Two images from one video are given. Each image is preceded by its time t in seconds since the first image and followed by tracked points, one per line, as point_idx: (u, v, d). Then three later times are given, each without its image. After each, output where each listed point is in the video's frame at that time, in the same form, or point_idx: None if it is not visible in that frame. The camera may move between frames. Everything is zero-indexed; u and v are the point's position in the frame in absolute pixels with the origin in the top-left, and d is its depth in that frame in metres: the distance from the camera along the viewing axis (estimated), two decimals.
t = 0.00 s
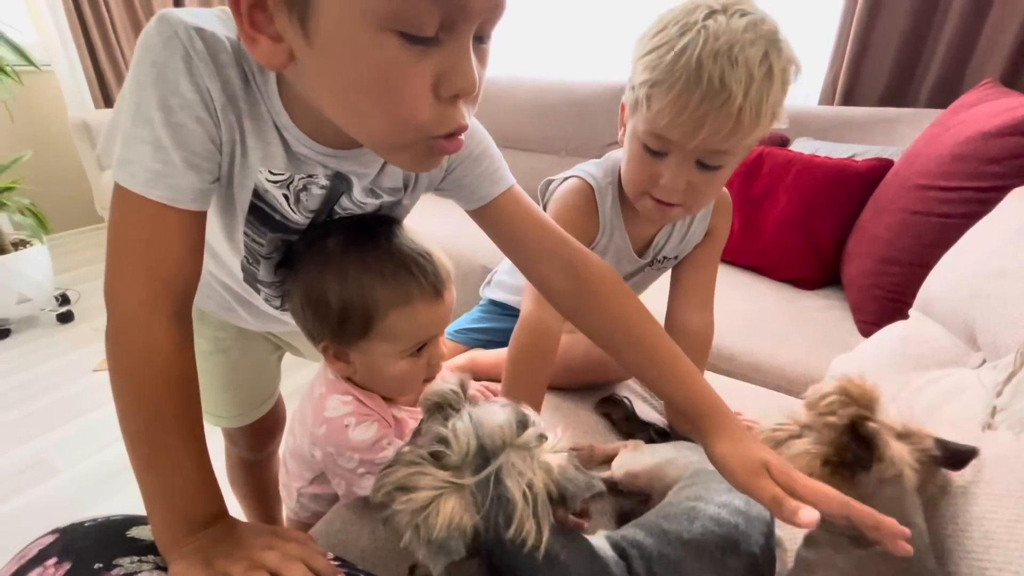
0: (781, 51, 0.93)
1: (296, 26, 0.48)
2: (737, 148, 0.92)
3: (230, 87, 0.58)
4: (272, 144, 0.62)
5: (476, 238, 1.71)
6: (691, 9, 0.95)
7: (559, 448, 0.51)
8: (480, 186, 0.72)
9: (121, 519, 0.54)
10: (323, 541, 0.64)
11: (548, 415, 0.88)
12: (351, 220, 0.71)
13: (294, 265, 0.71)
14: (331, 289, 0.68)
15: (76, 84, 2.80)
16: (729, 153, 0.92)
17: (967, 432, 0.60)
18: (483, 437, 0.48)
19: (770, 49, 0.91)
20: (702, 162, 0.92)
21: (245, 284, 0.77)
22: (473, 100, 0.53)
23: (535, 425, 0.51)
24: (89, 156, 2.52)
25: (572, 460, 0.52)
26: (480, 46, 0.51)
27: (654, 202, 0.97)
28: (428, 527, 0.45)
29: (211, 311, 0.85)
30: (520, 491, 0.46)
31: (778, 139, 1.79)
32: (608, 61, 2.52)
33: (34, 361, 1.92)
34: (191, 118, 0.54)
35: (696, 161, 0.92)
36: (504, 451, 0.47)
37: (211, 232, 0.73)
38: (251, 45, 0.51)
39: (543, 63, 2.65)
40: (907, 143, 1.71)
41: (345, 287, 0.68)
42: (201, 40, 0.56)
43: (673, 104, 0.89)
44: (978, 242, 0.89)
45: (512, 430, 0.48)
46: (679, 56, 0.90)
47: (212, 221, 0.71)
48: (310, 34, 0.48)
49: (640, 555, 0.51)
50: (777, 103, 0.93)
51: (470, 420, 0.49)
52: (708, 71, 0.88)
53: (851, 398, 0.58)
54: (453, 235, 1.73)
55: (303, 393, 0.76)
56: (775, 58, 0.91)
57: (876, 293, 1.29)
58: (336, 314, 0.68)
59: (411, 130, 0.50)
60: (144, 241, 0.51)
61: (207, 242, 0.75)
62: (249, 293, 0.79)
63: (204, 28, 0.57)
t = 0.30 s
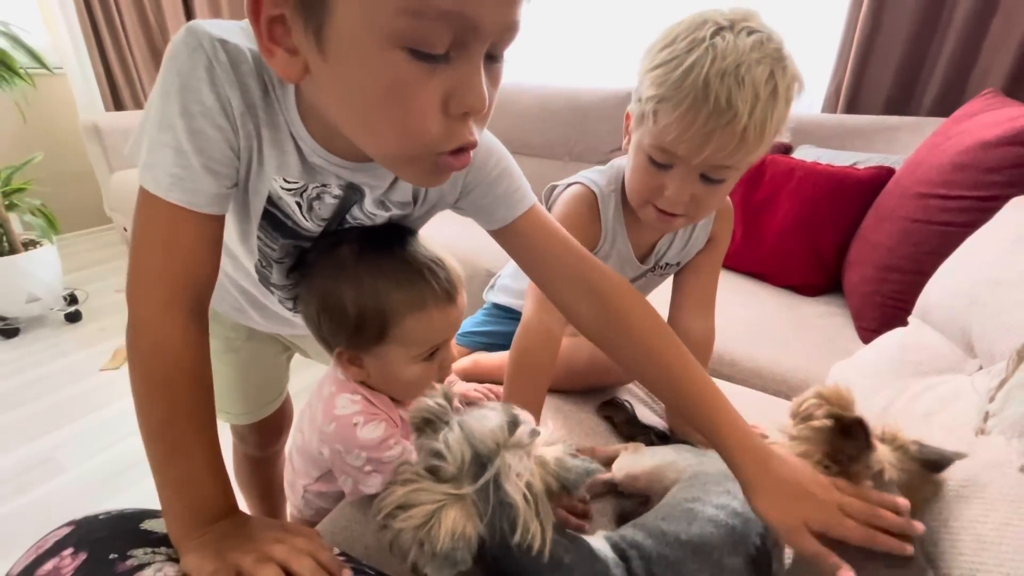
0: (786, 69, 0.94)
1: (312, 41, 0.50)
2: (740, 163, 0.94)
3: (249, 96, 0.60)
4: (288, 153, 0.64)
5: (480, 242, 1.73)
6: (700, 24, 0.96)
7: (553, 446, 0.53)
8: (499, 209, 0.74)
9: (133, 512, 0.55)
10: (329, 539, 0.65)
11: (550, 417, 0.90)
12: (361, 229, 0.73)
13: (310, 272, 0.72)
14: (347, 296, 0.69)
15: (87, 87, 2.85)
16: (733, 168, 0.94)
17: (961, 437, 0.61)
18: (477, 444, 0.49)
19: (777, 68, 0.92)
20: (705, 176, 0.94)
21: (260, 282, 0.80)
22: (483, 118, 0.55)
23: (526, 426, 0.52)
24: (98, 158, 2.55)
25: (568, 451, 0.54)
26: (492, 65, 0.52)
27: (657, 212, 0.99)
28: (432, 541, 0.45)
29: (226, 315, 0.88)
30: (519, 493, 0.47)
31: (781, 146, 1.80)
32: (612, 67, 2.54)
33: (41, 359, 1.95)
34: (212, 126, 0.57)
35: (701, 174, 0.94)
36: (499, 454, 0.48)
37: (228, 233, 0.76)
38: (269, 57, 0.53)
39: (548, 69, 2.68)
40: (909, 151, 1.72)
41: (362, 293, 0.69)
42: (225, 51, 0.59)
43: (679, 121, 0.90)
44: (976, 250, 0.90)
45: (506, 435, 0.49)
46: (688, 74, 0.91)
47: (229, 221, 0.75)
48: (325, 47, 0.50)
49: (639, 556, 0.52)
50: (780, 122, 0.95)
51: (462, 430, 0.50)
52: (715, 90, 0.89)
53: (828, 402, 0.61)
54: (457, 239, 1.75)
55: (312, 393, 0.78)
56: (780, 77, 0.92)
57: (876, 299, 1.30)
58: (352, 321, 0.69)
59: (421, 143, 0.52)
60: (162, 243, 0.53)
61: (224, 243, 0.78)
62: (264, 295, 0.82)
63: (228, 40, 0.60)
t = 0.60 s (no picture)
0: (785, 89, 0.95)
1: (340, 65, 0.53)
2: (736, 179, 0.95)
3: (275, 112, 0.62)
4: (307, 166, 0.64)
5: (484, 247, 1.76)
6: (702, 41, 0.98)
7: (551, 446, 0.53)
8: (513, 240, 0.75)
9: (144, 506, 0.58)
10: (333, 534, 0.68)
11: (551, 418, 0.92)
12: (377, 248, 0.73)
13: (325, 284, 0.74)
14: (362, 307, 0.72)
15: (98, 87, 2.88)
16: (729, 183, 0.95)
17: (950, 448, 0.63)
18: (471, 456, 0.51)
19: (776, 86, 0.94)
20: (700, 190, 0.95)
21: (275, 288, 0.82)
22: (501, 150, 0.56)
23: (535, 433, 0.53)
24: (109, 158, 2.59)
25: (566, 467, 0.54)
26: (515, 100, 0.54)
27: (654, 220, 1.01)
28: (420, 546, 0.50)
29: (240, 320, 0.90)
30: (503, 509, 0.49)
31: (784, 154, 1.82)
32: (617, 73, 2.56)
33: (51, 356, 1.98)
34: (239, 139, 0.58)
35: (696, 187, 0.95)
36: (493, 467, 0.50)
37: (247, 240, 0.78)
38: (297, 79, 0.56)
39: (553, 74, 2.70)
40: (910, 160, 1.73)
41: (377, 309, 0.72)
42: (256, 67, 0.60)
43: (676, 136, 0.93)
44: (970, 260, 0.92)
45: (500, 449, 0.51)
46: (687, 91, 0.93)
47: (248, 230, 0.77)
48: (353, 73, 0.52)
49: (629, 558, 0.54)
50: (775, 142, 0.97)
51: (458, 438, 0.52)
52: (710, 108, 0.91)
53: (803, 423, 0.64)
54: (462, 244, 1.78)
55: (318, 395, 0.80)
56: (778, 96, 0.94)
57: (875, 306, 1.32)
58: (367, 333, 0.72)
59: (439, 173, 0.54)
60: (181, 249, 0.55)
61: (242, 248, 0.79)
62: (280, 303, 0.85)
63: (260, 57, 0.61)
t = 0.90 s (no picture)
0: (754, 85, 0.98)
1: (374, 94, 0.56)
2: (707, 170, 0.98)
3: (302, 128, 0.65)
4: (329, 179, 0.68)
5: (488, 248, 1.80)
6: (676, 44, 1.02)
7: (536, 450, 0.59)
8: (519, 245, 0.79)
9: (160, 496, 0.61)
10: (339, 525, 0.72)
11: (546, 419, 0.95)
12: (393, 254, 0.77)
13: (340, 290, 0.77)
14: (377, 314, 0.74)
15: (106, 87, 2.92)
16: (702, 174, 0.98)
17: (923, 448, 0.67)
18: (462, 455, 0.55)
19: (745, 82, 0.97)
20: (675, 182, 0.98)
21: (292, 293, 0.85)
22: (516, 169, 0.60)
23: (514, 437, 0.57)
24: (117, 157, 2.63)
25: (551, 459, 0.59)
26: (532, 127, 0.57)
27: (633, 212, 1.04)
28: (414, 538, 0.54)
29: (257, 323, 0.93)
30: (493, 500, 0.52)
31: (782, 158, 1.85)
32: (620, 76, 2.59)
33: (61, 351, 2.02)
34: (267, 154, 0.61)
35: (671, 179, 0.98)
36: (484, 462, 0.54)
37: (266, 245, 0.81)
38: (333, 102, 0.59)
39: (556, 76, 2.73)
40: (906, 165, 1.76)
41: (391, 313, 0.74)
42: (286, 86, 0.63)
43: (648, 131, 0.97)
44: (954, 265, 0.94)
45: (491, 449, 0.55)
46: (658, 89, 0.97)
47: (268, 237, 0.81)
48: (386, 101, 0.55)
49: (619, 554, 0.57)
50: (746, 139, 1.00)
51: (450, 442, 0.56)
52: (678, 105, 0.95)
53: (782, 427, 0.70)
54: (466, 246, 1.81)
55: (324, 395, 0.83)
56: (745, 92, 0.97)
57: (867, 309, 1.34)
58: (381, 338, 0.74)
59: (461, 194, 0.57)
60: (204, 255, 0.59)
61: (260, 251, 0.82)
62: (293, 304, 0.88)
63: (291, 76, 0.64)
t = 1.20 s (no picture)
0: (714, 54, 1.01)
1: (388, 119, 0.57)
2: (681, 135, 0.99)
3: (309, 138, 0.66)
4: (339, 188, 0.70)
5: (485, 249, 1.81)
6: (635, 28, 1.05)
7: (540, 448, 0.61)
8: (522, 247, 0.80)
9: (157, 496, 0.62)
10: (335, 523, 0.73)
11: (538, 421, 0.96)
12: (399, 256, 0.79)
13: (358, 291, 0.77)
14: (396, 312, 0.75)
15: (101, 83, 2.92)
16: (678, 139, 1.00)
17: (904, 448, 0.69)
18: (472, 445, 0.57)
19: (706, 51, 1.00)
20: (653, 149, 1.00)
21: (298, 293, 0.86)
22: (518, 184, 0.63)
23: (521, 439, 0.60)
24: (112, 155, 2.63)
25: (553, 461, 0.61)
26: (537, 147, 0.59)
27: (618, 184, 1.06)
28: (419, 519, 0.56)
29: (259, 322, 0.93)
30: (498, 491, 0.54)
31: (776, 160, 1.86)
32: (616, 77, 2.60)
33: (58, 348, 2.03)
34: (276, 164, 0.63)
35: (649, 148, 1.00)
36: (491, 454, 0.57)
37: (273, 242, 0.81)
38: (344, 119, 0.60)
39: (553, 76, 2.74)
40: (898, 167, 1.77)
41: (411, 312, 0.75)
42: (294, 97, 0.64)
43: (622, 104, 0.98)
44: (939, 268, 0.96)
45: (498, 442, 0.58)
46: (625, 65, 0.99)
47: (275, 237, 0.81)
48: (399, 126, 0.56)
49: (608, 548, 0.59)
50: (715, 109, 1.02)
51: (462, 430, 0.59)
52: (647, 75, 0.96)
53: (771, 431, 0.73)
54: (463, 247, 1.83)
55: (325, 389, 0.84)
56: (705, 59, 0.99)
57: (856, 310, 1.36)
58: (400, 335, 0.75)
59: (466, 208, 0.59)
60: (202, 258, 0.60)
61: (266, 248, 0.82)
62: (301, 305, 0.90)
63: (299, 87, 0.65)
